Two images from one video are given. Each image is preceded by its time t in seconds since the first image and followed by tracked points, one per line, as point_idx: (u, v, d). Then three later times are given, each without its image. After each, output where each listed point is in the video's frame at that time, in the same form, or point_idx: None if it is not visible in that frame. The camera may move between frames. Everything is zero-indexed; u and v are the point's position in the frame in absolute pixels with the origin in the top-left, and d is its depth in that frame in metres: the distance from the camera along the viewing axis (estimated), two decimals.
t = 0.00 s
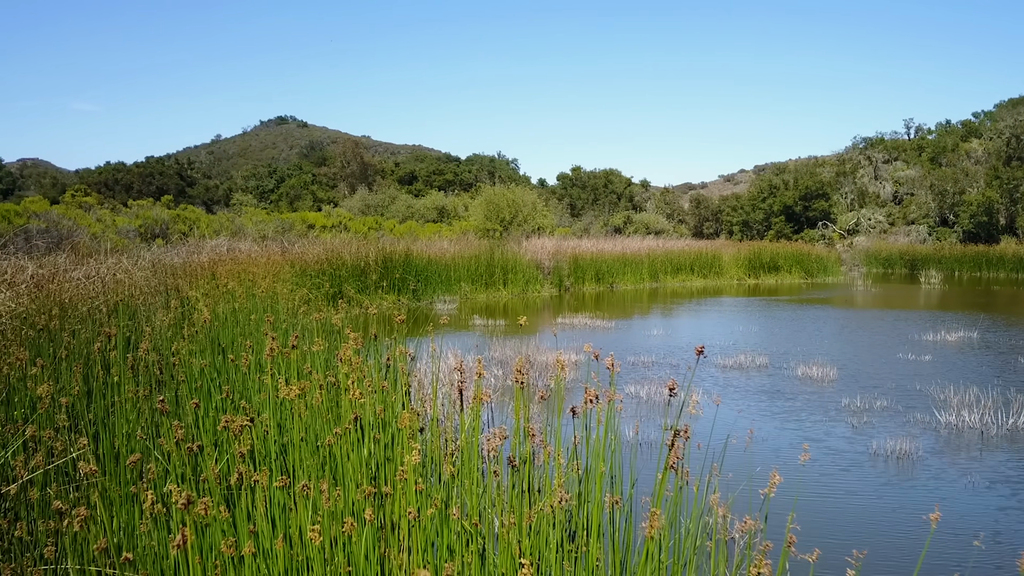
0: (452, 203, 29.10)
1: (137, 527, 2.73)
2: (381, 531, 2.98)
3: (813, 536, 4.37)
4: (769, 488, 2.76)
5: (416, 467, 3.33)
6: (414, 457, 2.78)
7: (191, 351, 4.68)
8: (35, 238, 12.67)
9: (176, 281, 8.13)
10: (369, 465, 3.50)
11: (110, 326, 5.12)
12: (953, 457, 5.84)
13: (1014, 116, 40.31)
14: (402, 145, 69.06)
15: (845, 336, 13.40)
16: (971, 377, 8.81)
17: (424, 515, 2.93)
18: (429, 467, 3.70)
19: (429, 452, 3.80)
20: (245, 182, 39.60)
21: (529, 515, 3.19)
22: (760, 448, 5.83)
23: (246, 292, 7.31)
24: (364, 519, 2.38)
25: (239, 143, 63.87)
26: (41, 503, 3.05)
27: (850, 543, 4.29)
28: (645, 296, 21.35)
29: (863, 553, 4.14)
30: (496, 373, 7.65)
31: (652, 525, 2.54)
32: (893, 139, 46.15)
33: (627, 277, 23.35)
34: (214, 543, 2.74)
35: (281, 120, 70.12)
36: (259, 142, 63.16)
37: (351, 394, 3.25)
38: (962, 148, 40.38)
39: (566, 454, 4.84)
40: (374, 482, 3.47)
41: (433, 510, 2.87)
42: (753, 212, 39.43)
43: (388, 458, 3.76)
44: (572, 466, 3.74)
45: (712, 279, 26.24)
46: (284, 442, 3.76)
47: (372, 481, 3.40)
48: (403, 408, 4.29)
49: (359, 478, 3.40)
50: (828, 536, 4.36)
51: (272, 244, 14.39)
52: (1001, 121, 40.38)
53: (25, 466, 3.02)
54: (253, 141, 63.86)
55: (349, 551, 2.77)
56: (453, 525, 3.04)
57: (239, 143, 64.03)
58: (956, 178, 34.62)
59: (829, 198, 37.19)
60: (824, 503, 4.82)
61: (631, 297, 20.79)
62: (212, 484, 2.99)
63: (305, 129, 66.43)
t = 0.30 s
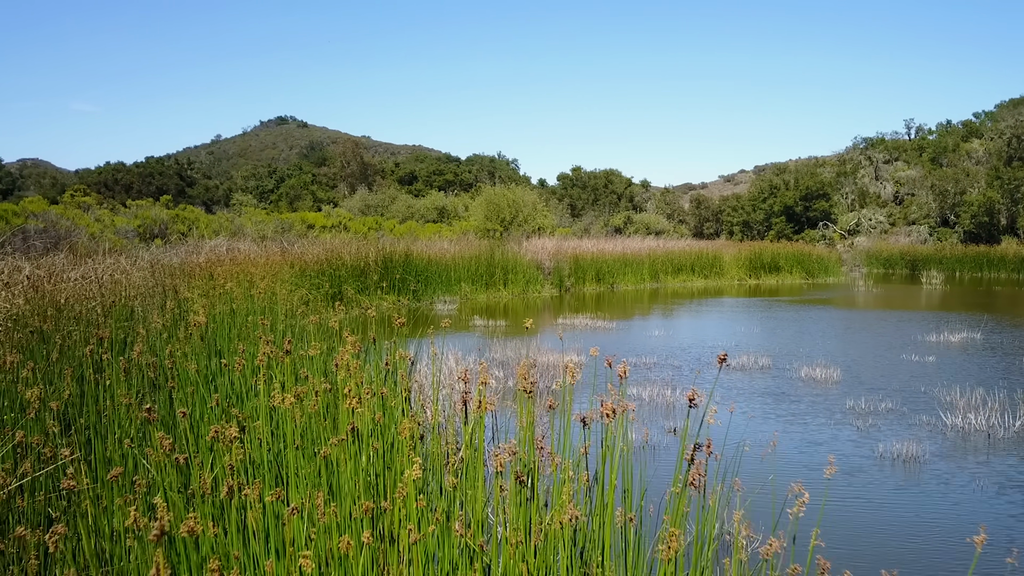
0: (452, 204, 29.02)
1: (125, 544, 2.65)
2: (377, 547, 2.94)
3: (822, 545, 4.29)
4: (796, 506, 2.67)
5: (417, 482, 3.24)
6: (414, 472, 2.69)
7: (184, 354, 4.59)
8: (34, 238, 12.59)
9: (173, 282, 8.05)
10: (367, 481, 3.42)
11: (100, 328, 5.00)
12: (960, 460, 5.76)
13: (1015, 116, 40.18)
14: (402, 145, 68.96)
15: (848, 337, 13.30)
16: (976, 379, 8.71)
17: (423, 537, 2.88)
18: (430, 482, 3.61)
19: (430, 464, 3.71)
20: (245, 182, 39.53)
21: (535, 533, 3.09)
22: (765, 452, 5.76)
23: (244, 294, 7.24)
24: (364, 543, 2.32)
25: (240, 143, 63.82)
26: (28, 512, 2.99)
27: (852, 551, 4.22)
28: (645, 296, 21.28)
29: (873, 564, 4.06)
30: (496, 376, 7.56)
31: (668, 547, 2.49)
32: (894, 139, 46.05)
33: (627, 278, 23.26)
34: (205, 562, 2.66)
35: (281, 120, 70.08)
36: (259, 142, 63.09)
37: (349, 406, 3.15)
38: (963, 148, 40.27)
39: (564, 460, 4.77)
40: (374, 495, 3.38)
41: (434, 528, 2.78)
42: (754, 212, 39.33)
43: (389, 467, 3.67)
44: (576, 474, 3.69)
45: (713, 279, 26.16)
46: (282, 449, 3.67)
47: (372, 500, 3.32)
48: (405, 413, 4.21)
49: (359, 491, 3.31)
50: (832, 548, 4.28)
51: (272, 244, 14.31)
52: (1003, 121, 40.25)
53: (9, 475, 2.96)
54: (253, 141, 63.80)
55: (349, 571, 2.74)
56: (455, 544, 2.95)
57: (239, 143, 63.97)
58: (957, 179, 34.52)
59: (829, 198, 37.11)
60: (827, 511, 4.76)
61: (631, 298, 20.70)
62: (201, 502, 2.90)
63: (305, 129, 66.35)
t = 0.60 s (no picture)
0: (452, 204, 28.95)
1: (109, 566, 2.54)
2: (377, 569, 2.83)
3: (829, 554, 4.21)
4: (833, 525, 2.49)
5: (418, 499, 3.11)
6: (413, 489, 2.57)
7: (175, 359, 4.49)
8: (32, 237, 12.52)
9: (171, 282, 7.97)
10: (364, 493, 3.31)
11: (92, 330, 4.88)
12: (969, 464, 5.67)
13: (1016, 116, 40.07)
14: (402, 145, 68.86)
15: (850, 338, 13.19)
16: (982, 380, 8.61)
17: (422, 558, 2.78)
18: (430, 491, 3.51)
19: (428, 471, 3.60)
20: (245, 182, 39.45)
21: (542, 552, 2.97)
22: (770, 457, 5.67)
23: (241, 294, 7.14)
24: (362, 566, 2.22)
25: (240, 143, 63.74)
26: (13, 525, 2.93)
27: (863, 561, 4.13)
28: (646, 296, 21.21)
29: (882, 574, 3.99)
30: (497, 377, 7.44)
31: (691, 573, 2.38)
32: (894, 139, 45.96)
33: (628, 278, 23.17)
34: None
35: (281, 120, 70.01)
36: (259, 142, 63.02)
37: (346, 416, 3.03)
38: (964, 148, 40.18)
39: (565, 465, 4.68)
40: (373, 511, 3.26)
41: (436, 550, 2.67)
42: (755, 212, 39.22)
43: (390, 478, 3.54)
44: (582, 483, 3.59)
45: (714, 279, 26.08)
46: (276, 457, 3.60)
47: (369, 515, 3.22)
48: (404, 418, 4.09)
49: (356, 505, 3.19)
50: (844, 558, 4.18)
51: (272, 244, 14.23)
52: (1004, 121, 40.14)
53: None
54: (253, 142, 63.70)
55: None
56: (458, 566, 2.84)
57: (239, 143, 63.88)
58: (958, 179, 34.40)
59: (830, 198, 37.05)
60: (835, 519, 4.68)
61: (632, 298, 20.60)
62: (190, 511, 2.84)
63: (305, 129, 66.26)
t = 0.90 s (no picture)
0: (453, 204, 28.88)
1: None
2: None
3: (833, 560, 4.15)
4: (872, 557, 2.25)
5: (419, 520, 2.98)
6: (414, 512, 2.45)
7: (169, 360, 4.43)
8: (30, 237, 12.45)
9: (169, 283, 7.90)
10: (363, 507, 3.20)
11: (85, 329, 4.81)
12: (978, 469, 5.59)
13: (1017, 116, 39.94)
14: (402, 145, 68.76)
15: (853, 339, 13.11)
16: (987, 382, 8.53)
17: None
18: (431, 504, 3.39)
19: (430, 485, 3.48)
20: (245, 182, 39.39)
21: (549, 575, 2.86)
22: (776, 461, 5.59)
23: (238, 295, 7.06)
24: None
25: (240, 143, 63.68)
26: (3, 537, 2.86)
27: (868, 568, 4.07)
28: (646, 296, 21.11)
29: None
30: (498, 380, 7.37)
31: None
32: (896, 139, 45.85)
33: (629, 278, 23.10)
34: None
35: (281, 120, 69.95)
36: (259, 142, 62.96)
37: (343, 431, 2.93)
38: (965, 148, 40.07)
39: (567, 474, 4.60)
40: (372, 531, 3.14)
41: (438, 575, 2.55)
42: (755, 212, 39.14)
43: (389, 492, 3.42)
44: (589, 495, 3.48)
45: (715, 279, 26.01)
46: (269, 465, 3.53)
47: (370, 536, 3.12)
48: (404, 425, 3.98)
49: (355, 524, 3.07)
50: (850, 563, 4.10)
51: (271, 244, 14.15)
52: (1005, 121, 40.01)
53: None
54: (254, 142, 63.64)
55: None
56: None
57: (240, 143, 63.82)
58: (959, 179, 34.27)
59: (830, 198, 36.95)
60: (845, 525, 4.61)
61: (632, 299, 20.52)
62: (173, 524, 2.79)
63: (305, 129, 66.19)
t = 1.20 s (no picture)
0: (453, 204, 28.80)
1: None
2: None
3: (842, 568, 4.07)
4: None
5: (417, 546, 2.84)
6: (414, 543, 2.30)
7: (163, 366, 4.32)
8: (27, 237, 12.35)
9: (167, 283, 7.81)
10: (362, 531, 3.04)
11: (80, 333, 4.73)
12: (988, 473, 5.49)
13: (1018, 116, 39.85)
14: (402, 145, 68.69)
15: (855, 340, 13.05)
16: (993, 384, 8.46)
17: None
18: (433, 520, 3.24)
19: (433, 497, 3.34)
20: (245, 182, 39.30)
21: None
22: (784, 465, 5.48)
23: (236, 296, 6.99)
24: None
25: (240, 143, 63.59)
26: None
27: None
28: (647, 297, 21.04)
29: None
30: (500, 383, 7.28)
31: None
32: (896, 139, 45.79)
33: (629, 278, 23.02)
34: None
35: (281, 120, 69.88)
36: (259, 142, 62.87)
37: (341, 449, 2.73)
38: (966, 148, 40.00)
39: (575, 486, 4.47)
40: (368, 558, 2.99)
41: None
42: (755, 212, 39.06)
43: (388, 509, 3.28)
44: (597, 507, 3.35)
45: (715, 280, 25.94)
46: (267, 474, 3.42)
47: (369, 558, 3.01)
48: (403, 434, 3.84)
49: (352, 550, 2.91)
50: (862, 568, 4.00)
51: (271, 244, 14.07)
52: (1005, 121, 39.92)
53: None
54: (253, 142, 63.56)
55: None
56: None
57: (239, 143, 63.74)
58: (959, 179, 34.16)
59: (831, 198, 36.87)
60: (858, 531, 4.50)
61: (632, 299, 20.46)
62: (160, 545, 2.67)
63: (305, 129, 66.14)
